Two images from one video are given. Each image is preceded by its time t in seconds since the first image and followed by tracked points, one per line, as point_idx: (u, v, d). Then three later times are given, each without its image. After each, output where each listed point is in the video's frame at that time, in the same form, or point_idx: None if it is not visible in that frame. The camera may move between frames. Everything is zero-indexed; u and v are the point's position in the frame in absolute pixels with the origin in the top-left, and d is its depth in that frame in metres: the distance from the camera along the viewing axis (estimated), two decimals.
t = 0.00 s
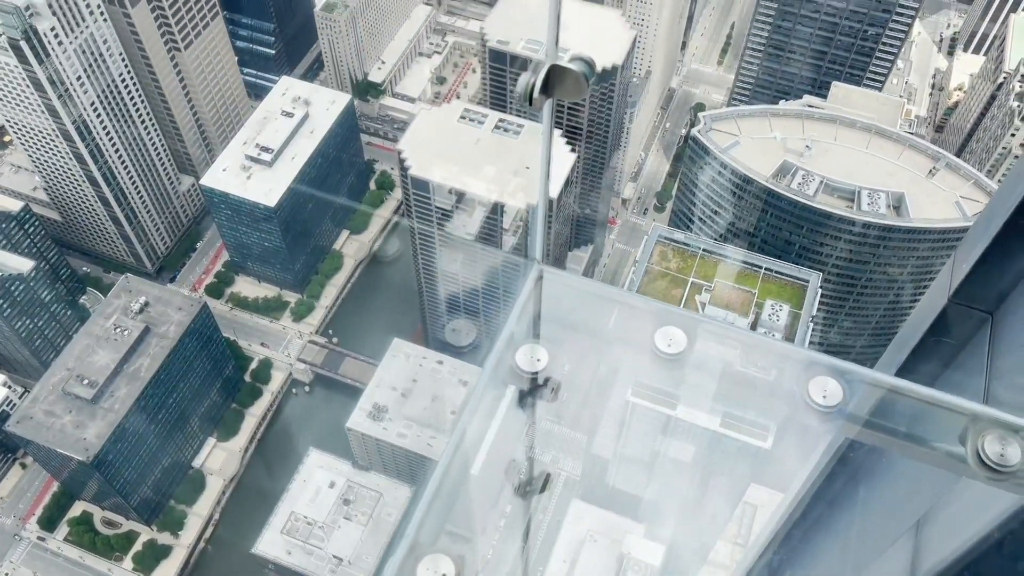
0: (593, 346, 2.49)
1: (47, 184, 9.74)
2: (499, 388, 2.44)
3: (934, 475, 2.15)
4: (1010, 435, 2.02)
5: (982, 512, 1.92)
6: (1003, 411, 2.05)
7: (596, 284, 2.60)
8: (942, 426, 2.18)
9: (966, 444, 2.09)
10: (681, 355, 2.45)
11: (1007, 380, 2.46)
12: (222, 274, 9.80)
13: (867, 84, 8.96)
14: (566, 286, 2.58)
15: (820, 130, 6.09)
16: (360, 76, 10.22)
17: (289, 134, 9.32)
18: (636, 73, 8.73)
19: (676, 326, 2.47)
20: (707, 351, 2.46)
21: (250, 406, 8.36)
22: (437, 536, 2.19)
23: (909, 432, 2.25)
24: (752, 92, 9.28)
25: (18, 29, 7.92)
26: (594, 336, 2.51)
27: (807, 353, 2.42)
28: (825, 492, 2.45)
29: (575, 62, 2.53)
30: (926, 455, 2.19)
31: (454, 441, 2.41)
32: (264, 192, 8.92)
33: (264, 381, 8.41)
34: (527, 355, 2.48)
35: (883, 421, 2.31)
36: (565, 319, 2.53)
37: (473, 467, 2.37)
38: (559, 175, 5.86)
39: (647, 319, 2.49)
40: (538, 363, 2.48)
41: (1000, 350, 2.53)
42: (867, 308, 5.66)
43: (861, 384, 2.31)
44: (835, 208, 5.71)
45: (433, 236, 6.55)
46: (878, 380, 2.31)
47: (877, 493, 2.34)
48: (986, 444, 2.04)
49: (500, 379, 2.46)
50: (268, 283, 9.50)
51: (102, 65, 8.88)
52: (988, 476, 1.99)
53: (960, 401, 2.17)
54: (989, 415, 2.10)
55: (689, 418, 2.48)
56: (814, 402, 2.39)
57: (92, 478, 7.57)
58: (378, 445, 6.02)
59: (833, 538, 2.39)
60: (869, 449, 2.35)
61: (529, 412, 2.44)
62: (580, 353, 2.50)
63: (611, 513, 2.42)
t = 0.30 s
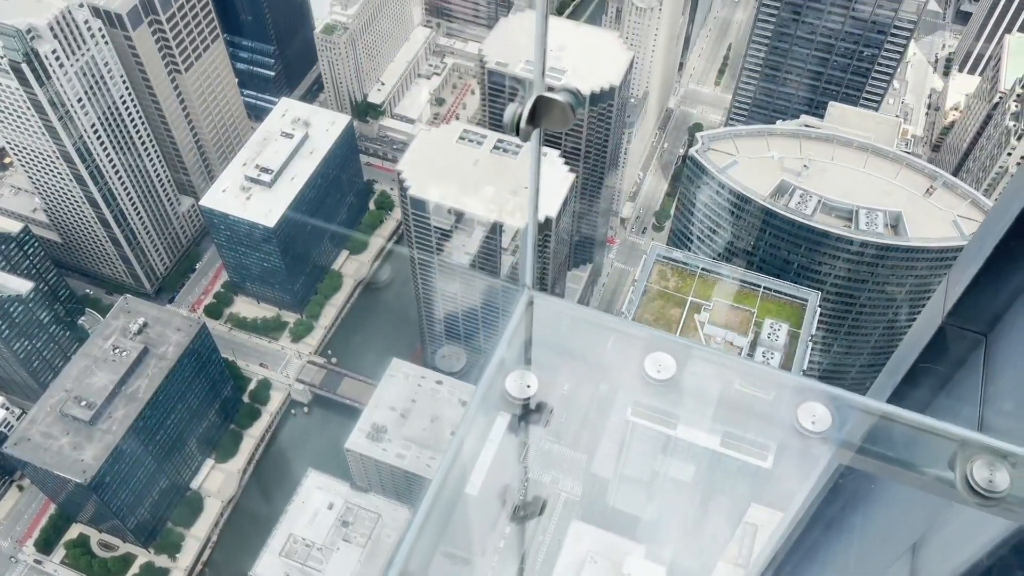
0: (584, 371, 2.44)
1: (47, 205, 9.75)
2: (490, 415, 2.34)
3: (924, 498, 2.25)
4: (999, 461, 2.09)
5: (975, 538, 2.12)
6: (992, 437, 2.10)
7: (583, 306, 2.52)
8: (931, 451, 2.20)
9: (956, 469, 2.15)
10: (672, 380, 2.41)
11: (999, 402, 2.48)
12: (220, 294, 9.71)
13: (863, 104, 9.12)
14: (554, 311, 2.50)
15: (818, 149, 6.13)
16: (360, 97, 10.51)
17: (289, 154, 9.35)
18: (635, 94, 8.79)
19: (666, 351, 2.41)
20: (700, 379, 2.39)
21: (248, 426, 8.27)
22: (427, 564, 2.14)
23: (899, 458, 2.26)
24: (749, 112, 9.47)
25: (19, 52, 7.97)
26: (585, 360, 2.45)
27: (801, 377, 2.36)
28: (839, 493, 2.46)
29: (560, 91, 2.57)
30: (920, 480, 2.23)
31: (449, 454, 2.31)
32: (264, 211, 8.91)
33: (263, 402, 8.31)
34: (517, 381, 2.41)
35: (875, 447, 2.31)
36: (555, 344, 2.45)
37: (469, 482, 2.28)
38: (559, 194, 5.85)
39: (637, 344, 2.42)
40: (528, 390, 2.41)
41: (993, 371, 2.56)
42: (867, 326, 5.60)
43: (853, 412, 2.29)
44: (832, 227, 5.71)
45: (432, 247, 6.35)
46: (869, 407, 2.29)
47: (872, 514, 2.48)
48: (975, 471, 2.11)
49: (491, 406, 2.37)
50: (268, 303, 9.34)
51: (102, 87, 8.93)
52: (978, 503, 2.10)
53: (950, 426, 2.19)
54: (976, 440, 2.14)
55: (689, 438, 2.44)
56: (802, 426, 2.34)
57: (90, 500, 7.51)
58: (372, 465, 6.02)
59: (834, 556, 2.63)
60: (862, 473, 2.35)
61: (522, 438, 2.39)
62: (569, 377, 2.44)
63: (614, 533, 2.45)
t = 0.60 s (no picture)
0: (576, 399, 2.47)
1: (45, 228, 9.71)
2: (482, 440, 2.42)
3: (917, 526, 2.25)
4: (988, 489, 2.12)
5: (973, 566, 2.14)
6: (980, 464, 2.13)
7: (575, 334, 2.60)
8: (923, 479, 2.23)
9: (947, 496, 2.18)
10: (661, 408, 2.45)
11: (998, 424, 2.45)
12: (217, 314, 9.47)
13: (858, 126, 9.20)
14: (545, 340, 2.58)
15: (814, 169, 6.14)
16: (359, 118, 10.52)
17: (288, 175, 9.57)
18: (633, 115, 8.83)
19: (654, 379, 2.45)
20: (693, 406, 2.42)
21: (245, 449, 7.34)
22: None
23: (891, 485, 2.29)
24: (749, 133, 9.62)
25: (19, 75, 8.01)
26: (576, 388, 2.49)
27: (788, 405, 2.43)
28: (833, 522, 2.43)
29: (546, 122, 2.60)
30: (910, 507, 2.25)
31: (444, 471, 2.39)
32: (261, 234, 9.12)
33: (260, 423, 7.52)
34: (507, 409, 2.48)
35: (868, 475, 2.33)
36: (547, 374, 2.51)
37: (463, 501, 2.37)
38: (557, 213, 5.86)
39: (626, 373, 2.48)
40: (518, 418, 2.48)
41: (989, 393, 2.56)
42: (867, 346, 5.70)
43: (845, 440, 2.32)
44: (831, 247, 5.70)
45: (431, 271, 6.58)
46: (864, 435, 2.32)
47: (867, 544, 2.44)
48: (965, 500, 2.14)
49: (481, 431, 2.44)
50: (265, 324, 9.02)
51: (102, 110, 9.03)
52: (970, 532, 2.12)
53: (940, 453, 2.22)
54: (966, 468, 2.17)
55: (688, 458, 2.43)
56: (791, 454, 2.40)
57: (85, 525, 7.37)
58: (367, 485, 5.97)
59: None
60: (856, 501, 2.36)
61: (514, 465, 2.46)
62: (560, 404, 2.48)
63: (616, 556, 2.43)
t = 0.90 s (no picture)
0: (570, 427, 2.47)
1: (43, 251, 9.69)
2: (472, 471, 2.40)
3: (911, 553, 2.27)
4: (980, 518, 2.15)
5: None
6: (973, 493, 2.16)
7: (564, 362, 2.62)
8: (916, 508, 2.25)
9: (938, 525, 2.19)
10: (650, 437, 2.44)
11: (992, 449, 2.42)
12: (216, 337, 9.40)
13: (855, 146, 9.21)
14: (535, 368, 2.60)
15: (812, 190, 6.18)
16: (355, 141, 10.46)
17: (286, 198, 9.61)
18: (629, 137, 8.87)
19: (644, 408, 2.46)
20: (686, 434, 2.42)
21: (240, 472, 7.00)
22: None
23: (884, 514, 2.30)
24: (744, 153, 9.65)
25: (19, 99, 8.04)
26: (570, 417, 2.50)
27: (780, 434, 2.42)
28: (827, 551, 2.48)
29: (535, 154, 2.56)
30: (902, 536, 2.27)
31: (439, 492, 2.38)
32: (260, 255, 9.20)
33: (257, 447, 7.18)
34: (497, 439, 2.46)
35: (862, 503, 2.33)
36: (537, 402, 2.52)
37: (458, 524, 2.35)
38: (554, 230, 5.85)
39: (615, 402, 2.48)
40: (508, 447, 2.45)
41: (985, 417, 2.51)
42: (865, 365, 5.64)
43: (838, 469, 2.32)
44: (828, 266, 5.75)
45: (428, 293, 6.64)
46: (858, 465, 2.32)
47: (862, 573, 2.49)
48: (957, 529, 2.16)
49: (472, 457, 2.44)
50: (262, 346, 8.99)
51: (101, 133, 9.09)
52: (961, 562, 2.15)
53: (932, 481, 2.24)
54: (957, 497, 2.19)
55: (688, 480, 2.41)
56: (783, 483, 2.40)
57: (81, 551, 7.18)
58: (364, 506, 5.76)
59: None
60: (849, 530, 2.38)
61: (508, 493, 2.42)
62: (549, 432, 2.48)
63: None
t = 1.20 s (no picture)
0: (567, 453, 2.45)
1: (41, 273, 9.71)
2: (466, 499, 2.39)
3: None
4: (977, 545, 2.17)
5: None
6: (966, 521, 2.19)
7: (559, 390, 2.56)
8: (913, 535, 2.28)
9: (935, 552, 2.23)
10: (647, 464, 2.42)
11: (991, 476, 2.45)
12: (212, 359, 9.27)
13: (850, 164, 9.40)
14: (526, 394, 2.55)
15: (809, 209, 6.17)
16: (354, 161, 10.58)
17: (285, 220, 9.53)
18: (627, 157, 8.90)
19: (638, 434, 2.44)
20: (682, 460, 2.41)
21: (240, 493, 6.90)
22: None
23: (880, 541, 2.34)
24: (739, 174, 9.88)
25: (19, 121, 8.07)
26: (566, 445, 2.46)
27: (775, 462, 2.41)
28: None
29: (528, 183, 2.57)
30: (898, 563, 2.29)
31: (437, 515, 2.39)
32: (258, 276, 9.16)
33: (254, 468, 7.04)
34: (491, 468, 2.45)
35: (858, 530, 2.36)
36: (532, 428, 2.48)
37: (456, 546, 2.37)
38: (552, 249, 5.85)
39: (611, 429, 2.46)
40: (503, 476, 2.44)
41: (983, 441, 2.51)
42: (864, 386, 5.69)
43: (834, 496, 2.36)
44: (825, 286, 5.77)
45: (426, 315, 6.71)
46: (853, 491, 2.36)
47: None
48: (953, 556, 2.20)
49: (467, 482, 2.42)
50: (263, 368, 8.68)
51: (99, 154, 9.10)
52: None
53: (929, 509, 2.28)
54: (954, 524, 2.23)
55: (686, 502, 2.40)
56: (779, 510, 2.41)
57: None
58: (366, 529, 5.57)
59: None
60: (846, 558, 2.39)
61: (504, 520, 2.43)
62: (544, 458, 2.45)
63: None
